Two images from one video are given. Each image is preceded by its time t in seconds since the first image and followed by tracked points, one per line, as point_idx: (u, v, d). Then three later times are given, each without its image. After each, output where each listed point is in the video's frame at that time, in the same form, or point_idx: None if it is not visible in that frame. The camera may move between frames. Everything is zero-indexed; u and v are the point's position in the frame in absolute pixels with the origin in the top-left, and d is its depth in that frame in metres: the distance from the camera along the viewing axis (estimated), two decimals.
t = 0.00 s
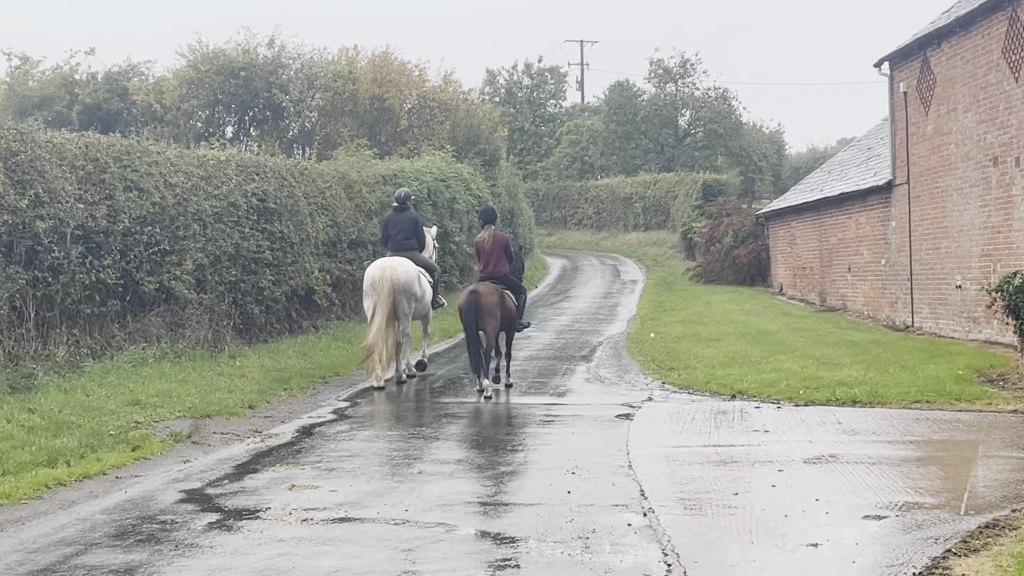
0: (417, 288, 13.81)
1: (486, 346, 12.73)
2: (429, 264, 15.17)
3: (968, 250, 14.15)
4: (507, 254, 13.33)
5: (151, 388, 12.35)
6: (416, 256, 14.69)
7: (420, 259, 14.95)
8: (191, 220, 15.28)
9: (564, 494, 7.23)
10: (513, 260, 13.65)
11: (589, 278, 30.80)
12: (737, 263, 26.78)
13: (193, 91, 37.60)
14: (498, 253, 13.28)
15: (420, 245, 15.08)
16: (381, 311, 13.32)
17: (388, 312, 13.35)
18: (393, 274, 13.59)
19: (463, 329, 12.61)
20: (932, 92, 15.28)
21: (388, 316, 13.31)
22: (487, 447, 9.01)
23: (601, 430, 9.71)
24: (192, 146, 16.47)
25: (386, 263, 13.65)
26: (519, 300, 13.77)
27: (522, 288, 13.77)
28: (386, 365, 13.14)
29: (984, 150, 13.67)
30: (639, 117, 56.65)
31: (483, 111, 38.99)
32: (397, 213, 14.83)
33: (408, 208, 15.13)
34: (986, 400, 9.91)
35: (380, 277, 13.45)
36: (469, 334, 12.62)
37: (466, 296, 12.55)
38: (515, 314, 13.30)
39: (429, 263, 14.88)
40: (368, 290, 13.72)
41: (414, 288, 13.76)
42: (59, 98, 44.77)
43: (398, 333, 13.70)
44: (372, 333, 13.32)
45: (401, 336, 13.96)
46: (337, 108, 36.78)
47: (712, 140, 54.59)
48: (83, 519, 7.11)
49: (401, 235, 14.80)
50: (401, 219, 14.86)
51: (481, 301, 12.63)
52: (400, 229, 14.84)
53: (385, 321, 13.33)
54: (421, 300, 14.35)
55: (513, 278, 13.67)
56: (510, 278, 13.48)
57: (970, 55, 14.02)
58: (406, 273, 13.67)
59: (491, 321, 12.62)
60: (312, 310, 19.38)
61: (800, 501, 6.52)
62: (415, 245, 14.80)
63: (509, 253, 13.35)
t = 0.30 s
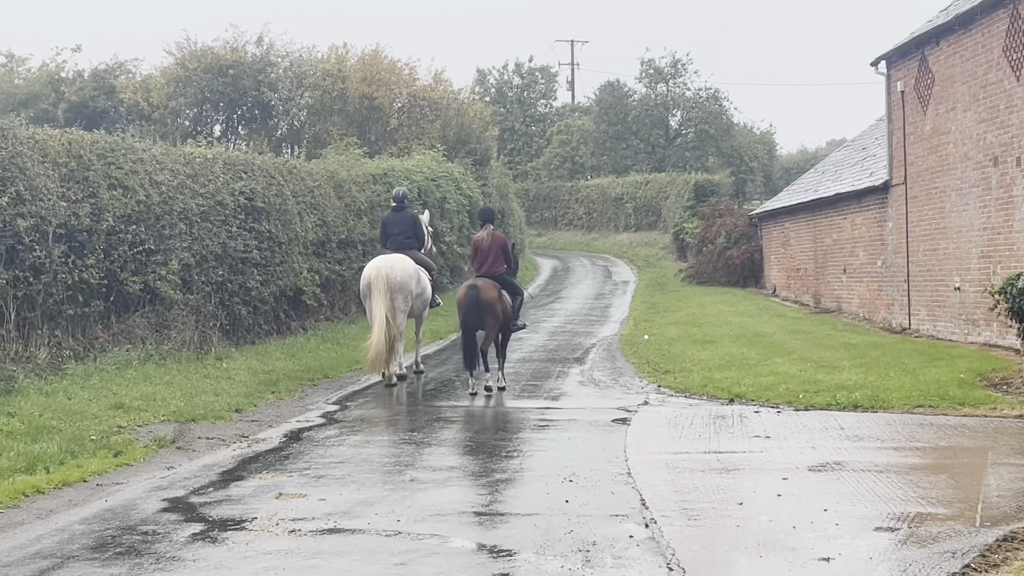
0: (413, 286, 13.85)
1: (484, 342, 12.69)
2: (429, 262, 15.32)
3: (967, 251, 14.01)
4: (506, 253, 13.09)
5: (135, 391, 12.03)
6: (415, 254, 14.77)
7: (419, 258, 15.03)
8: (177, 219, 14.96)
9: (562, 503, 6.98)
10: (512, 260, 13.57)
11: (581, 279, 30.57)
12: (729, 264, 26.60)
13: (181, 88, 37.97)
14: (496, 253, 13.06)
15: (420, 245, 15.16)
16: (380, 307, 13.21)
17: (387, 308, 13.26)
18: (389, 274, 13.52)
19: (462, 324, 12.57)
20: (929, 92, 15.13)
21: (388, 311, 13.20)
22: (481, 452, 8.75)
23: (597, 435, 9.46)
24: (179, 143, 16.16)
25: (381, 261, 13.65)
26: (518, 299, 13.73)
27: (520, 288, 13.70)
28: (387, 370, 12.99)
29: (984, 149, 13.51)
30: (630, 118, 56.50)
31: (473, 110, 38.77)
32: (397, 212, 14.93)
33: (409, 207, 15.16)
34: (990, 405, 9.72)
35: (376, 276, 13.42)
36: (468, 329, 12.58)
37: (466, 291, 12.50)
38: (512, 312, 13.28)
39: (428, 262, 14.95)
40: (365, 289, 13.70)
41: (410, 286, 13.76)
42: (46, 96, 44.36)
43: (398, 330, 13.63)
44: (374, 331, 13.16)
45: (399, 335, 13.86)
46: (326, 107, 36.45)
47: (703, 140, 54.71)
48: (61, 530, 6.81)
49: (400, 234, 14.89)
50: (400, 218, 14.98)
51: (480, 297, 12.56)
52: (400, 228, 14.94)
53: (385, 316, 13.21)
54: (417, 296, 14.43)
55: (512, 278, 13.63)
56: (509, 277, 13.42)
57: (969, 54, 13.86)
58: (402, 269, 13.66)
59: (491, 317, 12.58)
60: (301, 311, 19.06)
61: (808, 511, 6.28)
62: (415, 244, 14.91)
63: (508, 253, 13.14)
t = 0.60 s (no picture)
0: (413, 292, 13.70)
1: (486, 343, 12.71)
2: (425, 264, 15.04)
3: (967, 251, 13.85)
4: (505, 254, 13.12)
5: (119, 394, 11.71)
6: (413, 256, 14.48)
7: (416, 260, 14.75)
8: (163, 217, 14.63)
9: (562, 513, 6.71)
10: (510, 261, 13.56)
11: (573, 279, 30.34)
12: (723, 264, 26.41)
13: (169, 85, 37.88)
14: (494, 253, 13.09)
15: (417, 246, 14.90)
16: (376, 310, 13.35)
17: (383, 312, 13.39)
18: (386, 279, 13.40)
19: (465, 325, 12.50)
20: (929, 90, 14.94)
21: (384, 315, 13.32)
22: (476, 459, 8.48)
23: (596, 440, 9.20)
24: (165, 140, 15.84)
25: (381, 265, 13.53)
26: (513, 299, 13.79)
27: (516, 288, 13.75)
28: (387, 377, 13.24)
29: (985, 149, 13.33)
30: (621, 117, 56.30)
31: (465, 108, 38.45)
32: (395, 213, 14.67)
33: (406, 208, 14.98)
34: (996, 409, 9.52)
35: (373, 279, 13.40)
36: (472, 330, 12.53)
37: (473, 294, 12.41)
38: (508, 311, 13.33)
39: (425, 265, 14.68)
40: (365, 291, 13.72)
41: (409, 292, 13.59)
42: (33, 94, 43.86)
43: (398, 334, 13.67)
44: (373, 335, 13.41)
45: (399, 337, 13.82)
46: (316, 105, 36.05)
47: (695, 140, 54.59)
48: (38, 541, 6.51)
49: (398, 234, 14.61)
50: (398, 218, 14.69)
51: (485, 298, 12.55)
52: (398, 229, 14.66)
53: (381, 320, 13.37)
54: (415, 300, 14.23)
55: (510, 279, 13.61)
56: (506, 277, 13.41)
57: (970, 51, 13.66)
58: (401, 274, 13.54)
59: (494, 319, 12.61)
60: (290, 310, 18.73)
61: (818, 521, 6.04)
62: (412, 246, 14.63)
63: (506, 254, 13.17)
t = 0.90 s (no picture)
0: (408, 285, 13.87)
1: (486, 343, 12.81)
2: (419, 263, 14.96)
3: (967, 253, 13.69)
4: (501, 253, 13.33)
5: (100, 398, 11.37)
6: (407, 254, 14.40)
7: (410, 258, 14.66)
8: (148, 216, 14.29)
9: (559, 524, 6.43)
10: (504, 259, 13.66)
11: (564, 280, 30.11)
12: (715, 265, 26.22)
13: (157, 83, 37.52)
14: (492, 253, 13.31)
15: (410, 244, 14.83)
16: (371, 303, 13.09)
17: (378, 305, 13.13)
18: (384, 272, 13.44)
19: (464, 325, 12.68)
20: (927, 89, 14.79)
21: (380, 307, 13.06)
22: (469, 465, 8.20)
23: (592, 445, 8.94)
24: (150, 137, 15.51)
25: (375, 258, 13.60)
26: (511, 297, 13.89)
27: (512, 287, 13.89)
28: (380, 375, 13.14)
29: (985, 149, 13.17)
30: (612, 117, 56.10)
31: (455, 108, 38.14)
32: (388, 211, 14.56)
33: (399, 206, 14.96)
34: (1000, 415, 9.32)
35: (371, 272, 13.32)
36: (471, 330, 12.68)
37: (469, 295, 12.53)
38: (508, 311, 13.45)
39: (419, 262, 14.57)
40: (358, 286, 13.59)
41: (405, 285, 13.74)
42: (18, 92, 43.27)
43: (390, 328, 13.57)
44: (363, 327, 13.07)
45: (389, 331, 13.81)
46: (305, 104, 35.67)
47: (686, 140, 54.50)
48: (10, 555, 6.19)
49: (392, 233, 14.55)
50: (391, 217, 14.63)
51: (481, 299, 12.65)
52: (391, 228, 14.61)
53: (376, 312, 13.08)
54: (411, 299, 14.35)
55: (505, 277, 13.76)
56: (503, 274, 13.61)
57: (970, 50, 13.52)
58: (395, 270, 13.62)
59: (491, 318, 12.73)
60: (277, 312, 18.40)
61: (827, 534, 5.78)
62: (406, 244, 14.56)
63: (502, 253, 13.38)
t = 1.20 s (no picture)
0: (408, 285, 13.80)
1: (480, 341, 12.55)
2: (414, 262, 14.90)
3: (967, 253, 13.53)
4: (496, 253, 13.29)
5: (83, 401, 11.03)
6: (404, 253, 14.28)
7: (407, 257, 14.53)
8: (133, 214, 13.94)
9: (560, 535, 6.15)
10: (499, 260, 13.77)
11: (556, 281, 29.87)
12: (710, 266, 26.03)
13: (144, 81, 37.19)
14: (487, 253, 13.28)
15: (406, 245, 14.76)
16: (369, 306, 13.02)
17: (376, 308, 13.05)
18: (382, 272, 13.37)
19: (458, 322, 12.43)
20: (927, 88, 14.62)
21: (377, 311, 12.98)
22: (464, 472, 7.91)
23: (590, 451, 8.65)
24: (135, 134, 15.16)
25: (374, 259, 13.54)
26: (506, 297, 13.82)
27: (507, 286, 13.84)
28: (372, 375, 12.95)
29: (986, 148, 12.99)
30: (604, 117, 55.88)
31: (447, 107, 37.86)
32: (384, 210, 14.50)
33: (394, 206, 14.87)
34: (1008, 419, 9.11)
35: (369, 273, 13.27)
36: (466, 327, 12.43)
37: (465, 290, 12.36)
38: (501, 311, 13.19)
39: (416, 262, 14.45)
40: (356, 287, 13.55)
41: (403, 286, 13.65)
42: (4, 89, 42.72)
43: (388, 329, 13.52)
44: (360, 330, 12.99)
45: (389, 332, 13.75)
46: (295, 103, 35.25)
47: (678, 141, 54.36)
48: None
49: (389, 232, 14.44)
50: (388, 216, 14.50)
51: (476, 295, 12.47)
52: (388, 227, 14.50)
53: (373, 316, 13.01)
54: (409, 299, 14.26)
55: (501, 277, 13.78)
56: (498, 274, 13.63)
57: (971, 47, 13.35)
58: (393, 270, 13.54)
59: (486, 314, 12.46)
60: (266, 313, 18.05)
61: (842, 547, 5.52)
62: (404, 243, 14.48)
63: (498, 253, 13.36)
